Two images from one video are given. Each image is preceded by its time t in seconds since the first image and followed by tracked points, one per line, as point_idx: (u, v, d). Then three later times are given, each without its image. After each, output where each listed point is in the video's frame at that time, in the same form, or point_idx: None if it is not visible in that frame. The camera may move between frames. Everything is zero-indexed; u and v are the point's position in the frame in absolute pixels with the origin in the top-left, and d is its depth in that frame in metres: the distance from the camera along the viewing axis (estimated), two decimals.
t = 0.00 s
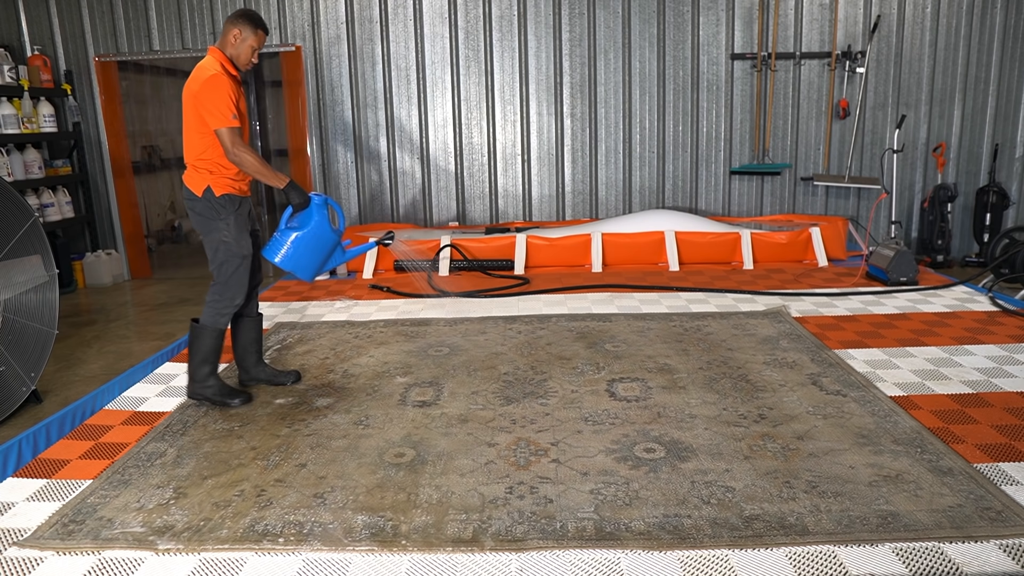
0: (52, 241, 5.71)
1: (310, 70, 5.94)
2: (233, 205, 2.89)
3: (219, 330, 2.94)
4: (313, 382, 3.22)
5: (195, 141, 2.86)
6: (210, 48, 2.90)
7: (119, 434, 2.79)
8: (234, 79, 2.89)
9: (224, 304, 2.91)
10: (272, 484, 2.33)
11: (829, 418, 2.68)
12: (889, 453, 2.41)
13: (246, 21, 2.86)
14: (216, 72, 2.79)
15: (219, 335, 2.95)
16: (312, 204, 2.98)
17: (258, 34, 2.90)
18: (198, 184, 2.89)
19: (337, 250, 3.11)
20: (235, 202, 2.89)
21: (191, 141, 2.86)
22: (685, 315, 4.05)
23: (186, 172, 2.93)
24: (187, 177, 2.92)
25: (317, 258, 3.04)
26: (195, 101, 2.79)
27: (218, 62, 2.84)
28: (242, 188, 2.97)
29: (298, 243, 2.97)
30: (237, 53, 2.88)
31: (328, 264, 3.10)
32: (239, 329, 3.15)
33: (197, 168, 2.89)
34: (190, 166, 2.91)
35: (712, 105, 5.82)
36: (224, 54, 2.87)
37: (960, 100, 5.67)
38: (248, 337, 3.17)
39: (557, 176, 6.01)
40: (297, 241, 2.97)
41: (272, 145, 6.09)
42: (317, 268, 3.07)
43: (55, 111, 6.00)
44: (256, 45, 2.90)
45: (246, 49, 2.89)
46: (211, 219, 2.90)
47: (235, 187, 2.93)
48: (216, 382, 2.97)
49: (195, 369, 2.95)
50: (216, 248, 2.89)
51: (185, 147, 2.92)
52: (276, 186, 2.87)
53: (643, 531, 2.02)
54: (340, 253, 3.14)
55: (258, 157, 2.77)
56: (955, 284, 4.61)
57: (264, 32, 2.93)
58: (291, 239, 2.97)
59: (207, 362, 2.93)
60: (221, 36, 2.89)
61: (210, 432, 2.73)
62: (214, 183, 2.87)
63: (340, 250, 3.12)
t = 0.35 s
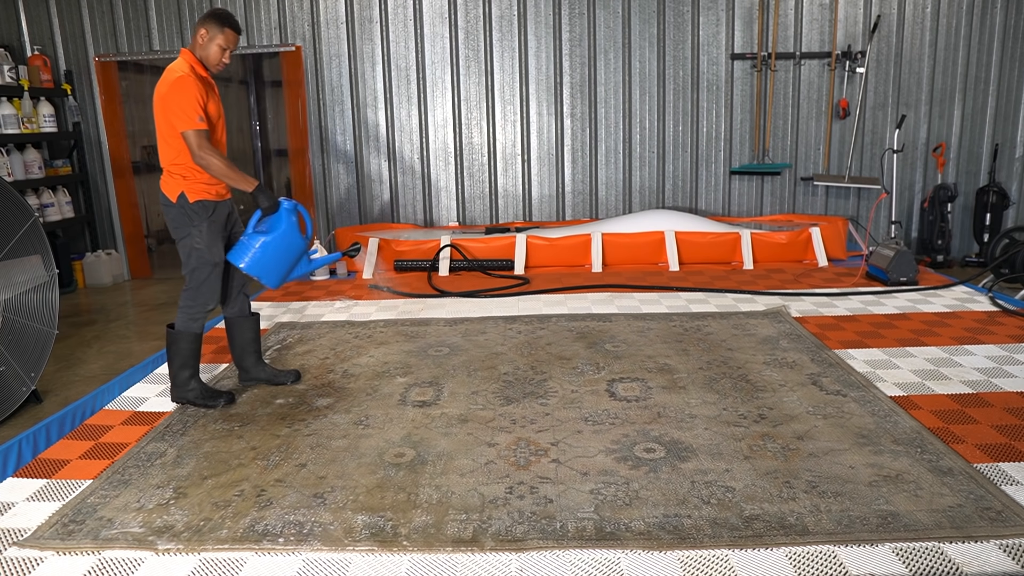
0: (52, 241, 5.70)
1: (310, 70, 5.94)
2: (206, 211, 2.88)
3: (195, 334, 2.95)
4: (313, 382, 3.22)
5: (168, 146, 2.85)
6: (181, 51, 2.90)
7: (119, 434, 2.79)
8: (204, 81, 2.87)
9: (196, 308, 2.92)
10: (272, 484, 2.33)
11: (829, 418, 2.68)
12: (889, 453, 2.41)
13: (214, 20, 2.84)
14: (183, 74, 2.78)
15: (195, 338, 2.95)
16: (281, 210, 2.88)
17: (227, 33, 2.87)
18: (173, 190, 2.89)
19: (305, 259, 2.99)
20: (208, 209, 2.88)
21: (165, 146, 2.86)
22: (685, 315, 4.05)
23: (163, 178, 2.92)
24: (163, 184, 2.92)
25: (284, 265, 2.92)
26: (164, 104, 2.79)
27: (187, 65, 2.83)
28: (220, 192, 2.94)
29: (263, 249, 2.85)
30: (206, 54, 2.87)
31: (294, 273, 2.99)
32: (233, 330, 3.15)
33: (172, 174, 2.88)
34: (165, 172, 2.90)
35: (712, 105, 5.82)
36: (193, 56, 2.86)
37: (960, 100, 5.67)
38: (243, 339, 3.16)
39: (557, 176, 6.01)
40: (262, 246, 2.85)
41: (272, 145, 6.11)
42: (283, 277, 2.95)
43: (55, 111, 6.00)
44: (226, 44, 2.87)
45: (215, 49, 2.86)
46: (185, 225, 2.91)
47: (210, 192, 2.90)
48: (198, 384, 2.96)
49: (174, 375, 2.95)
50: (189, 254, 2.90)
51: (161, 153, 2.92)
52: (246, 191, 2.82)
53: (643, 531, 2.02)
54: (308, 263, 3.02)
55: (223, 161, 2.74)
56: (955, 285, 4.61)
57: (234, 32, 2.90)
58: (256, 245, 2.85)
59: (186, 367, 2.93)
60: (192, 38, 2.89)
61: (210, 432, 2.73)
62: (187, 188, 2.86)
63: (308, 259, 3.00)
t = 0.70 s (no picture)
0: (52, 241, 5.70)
1: (311, 70, 5.94)
2: (176, 214, 2.90)
3: (185, 334, 2.95)
4: (312, 382, 3.22)
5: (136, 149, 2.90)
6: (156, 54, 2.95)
7: (119, 434, 2.79)
8: (171, 81, 2.90)
9: (172, 310, 2.90)
10: (272, 484, 2.33)
11: (829, 418, 2.68)
12: (889, 453, 2.41)
13: (182, 19, 2.85)
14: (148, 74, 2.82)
15: (188, 340, 2.95)
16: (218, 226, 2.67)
17: (196, 32, 2.87)
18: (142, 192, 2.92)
19: (238, 282, 2.67)
20: (177, 211, 2.91)
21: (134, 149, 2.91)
22: (685, 315, 4.05)
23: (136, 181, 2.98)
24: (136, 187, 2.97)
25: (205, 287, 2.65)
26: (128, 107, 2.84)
27: (156, 65, 2.87)
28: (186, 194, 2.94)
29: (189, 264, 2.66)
30: (176, 54, 2.90)
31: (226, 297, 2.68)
32: (226, 330, 3.15)
33: (143, 176, 2.93)
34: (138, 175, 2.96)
35: (712, 105, 5.82)
36: (163, 58, 2.90)
37: (959, 100, 5.67)
38: (236, 337, 3.16)
39: (557, 176, 6.01)
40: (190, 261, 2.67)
41: (272, 146, 6.05)
42: (212, 299, 2.68)
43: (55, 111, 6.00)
44: (194, 43, 2.88)
45: (184, 48, 2.88)
46: (156, 228, 2.95)
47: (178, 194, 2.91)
48: (195, 386, 2.96)
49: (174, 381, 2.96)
50: (160, 258, 2.94)
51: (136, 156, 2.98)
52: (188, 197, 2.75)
53: (643, 531, 2.02)
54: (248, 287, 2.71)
55: (168, 164, 2.73)
56: (955, 284, 4.61)
57: (204, 31, 2.91)
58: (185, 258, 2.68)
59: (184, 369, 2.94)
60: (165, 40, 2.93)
61: (210, 432, 2.73)
62: (156, 190, 2.90)
63: (245, 285, 2.69)
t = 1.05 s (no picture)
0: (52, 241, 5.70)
1: (310, 70, 5.94)
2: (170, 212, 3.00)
3: (183, 332, 2.91)
4: (312, 382, 3.22)
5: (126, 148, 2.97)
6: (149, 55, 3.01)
7: (119, 434, 2.79)
8: (160, 82, 2.96)
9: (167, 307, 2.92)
10: (272, 484, 2.33)
11: (829, 418, 2.68)
12: (889, 453, 2.41)
13: (175, 21, 2.91)
14: (137, 73, 2.89)
15: (188, 339, 2.92)
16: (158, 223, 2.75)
17: (187, 33, 2.93)
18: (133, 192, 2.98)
19: (166, 279, 2.68)
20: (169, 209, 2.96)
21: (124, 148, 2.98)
22: (685, 315, 4.05)
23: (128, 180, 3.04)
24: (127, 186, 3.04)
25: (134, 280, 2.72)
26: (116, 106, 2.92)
27: (145, 65, 2.93)
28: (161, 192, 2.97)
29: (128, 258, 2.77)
30: (168, 55, 2.95)
31: (151, 295, 2.70)
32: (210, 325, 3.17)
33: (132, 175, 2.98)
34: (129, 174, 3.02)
35: (712, 105, 5.82)
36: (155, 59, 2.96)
37: (959, 100, 5.66)
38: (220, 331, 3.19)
39: (557, 176, 6.01)
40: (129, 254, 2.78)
41: (272, 145, 6.05)
42: (140, 295, 2.71)
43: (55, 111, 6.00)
44: (185, 45, 2.93)
45: (175, 50, 2.93)
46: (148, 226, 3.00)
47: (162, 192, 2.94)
48: (195, 386, 2.96)
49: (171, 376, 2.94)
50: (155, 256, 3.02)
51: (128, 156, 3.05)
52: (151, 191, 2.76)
53: (643, 531, 2.02)
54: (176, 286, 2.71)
55: (134, 159, 2.75)
56: (955, 284, 4.61)
57: (195, 33, 2.95)
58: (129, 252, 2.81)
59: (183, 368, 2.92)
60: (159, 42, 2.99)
61: (210, 432, 2.73)
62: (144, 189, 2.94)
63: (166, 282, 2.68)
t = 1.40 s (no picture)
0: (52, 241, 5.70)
1: (310, 70, 5.94)
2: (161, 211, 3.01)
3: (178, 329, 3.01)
4: (312, 382, 3.22)
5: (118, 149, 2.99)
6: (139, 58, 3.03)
7: (119, 434, 2.79)
8: (153, 86, 2.98)
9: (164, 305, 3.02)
10: (272, 484, 2.33)
11: (829, 418, 2.68)
12: (889, 453, 2.41)
13: (168, 27, 2.94)
14: (131, 78, 2.91)
15: (182, 338, 3.00)
16: (183, 228, 2.73)
17: (181, 40, 2.98)
18: (126, 192, 3.02)
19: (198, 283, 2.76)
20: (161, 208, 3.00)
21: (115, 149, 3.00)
22: (685, 315, 4.05)
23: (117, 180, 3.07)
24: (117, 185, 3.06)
25: (167, 286, 2.77)
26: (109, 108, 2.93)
27: (138, 69, 2.95)
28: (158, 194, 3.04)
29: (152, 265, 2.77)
30: (161, 60, 2.98)
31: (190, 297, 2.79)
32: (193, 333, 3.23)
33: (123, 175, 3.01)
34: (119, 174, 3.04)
35: (712, 105, 5.82)
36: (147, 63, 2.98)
37: (959, 100, 5.66)
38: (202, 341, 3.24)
39: (557, 176, 6.01)
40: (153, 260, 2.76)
41: (272, 145, 6.04)
42: (177, 298, 2.79)
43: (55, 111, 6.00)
44: (178, 51, 2.98)
45: (168, 56, 2.97)
46: (140, 225, 3.04)
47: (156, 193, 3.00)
48: (193, 384, 2.98)
49: (167, 376, 2.97)
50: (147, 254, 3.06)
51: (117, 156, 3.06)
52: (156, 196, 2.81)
53: (643, 531, 2.02)
54: (207, 288, 2.79)
55: (138, 165, 2.79)
56: (955, 284, 4.61)
57: (187, 39, 3.00)
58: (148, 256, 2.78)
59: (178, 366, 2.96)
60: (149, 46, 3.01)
61: (210, 432, 2.73)
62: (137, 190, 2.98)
63: (206, 284, 2.77)
